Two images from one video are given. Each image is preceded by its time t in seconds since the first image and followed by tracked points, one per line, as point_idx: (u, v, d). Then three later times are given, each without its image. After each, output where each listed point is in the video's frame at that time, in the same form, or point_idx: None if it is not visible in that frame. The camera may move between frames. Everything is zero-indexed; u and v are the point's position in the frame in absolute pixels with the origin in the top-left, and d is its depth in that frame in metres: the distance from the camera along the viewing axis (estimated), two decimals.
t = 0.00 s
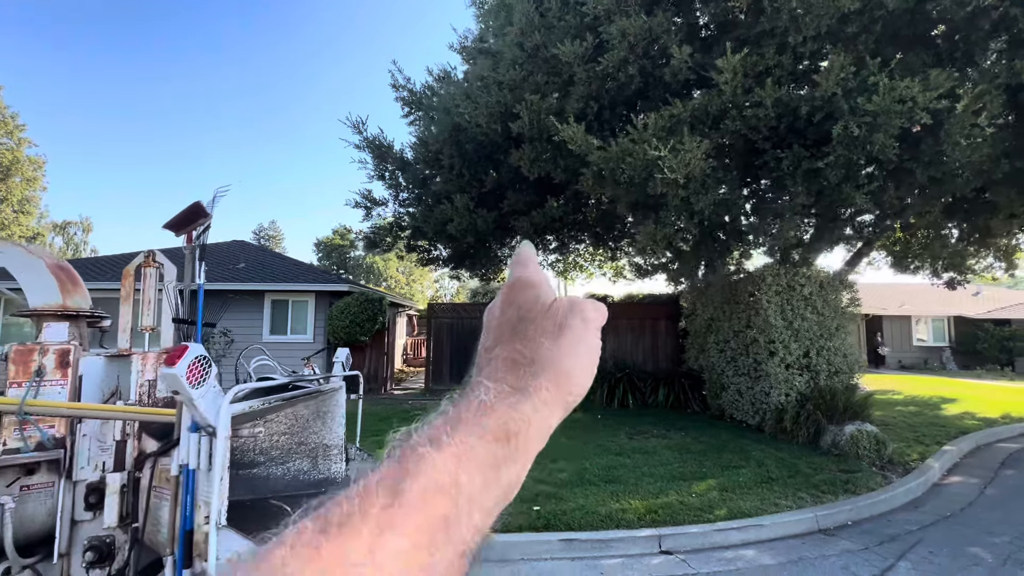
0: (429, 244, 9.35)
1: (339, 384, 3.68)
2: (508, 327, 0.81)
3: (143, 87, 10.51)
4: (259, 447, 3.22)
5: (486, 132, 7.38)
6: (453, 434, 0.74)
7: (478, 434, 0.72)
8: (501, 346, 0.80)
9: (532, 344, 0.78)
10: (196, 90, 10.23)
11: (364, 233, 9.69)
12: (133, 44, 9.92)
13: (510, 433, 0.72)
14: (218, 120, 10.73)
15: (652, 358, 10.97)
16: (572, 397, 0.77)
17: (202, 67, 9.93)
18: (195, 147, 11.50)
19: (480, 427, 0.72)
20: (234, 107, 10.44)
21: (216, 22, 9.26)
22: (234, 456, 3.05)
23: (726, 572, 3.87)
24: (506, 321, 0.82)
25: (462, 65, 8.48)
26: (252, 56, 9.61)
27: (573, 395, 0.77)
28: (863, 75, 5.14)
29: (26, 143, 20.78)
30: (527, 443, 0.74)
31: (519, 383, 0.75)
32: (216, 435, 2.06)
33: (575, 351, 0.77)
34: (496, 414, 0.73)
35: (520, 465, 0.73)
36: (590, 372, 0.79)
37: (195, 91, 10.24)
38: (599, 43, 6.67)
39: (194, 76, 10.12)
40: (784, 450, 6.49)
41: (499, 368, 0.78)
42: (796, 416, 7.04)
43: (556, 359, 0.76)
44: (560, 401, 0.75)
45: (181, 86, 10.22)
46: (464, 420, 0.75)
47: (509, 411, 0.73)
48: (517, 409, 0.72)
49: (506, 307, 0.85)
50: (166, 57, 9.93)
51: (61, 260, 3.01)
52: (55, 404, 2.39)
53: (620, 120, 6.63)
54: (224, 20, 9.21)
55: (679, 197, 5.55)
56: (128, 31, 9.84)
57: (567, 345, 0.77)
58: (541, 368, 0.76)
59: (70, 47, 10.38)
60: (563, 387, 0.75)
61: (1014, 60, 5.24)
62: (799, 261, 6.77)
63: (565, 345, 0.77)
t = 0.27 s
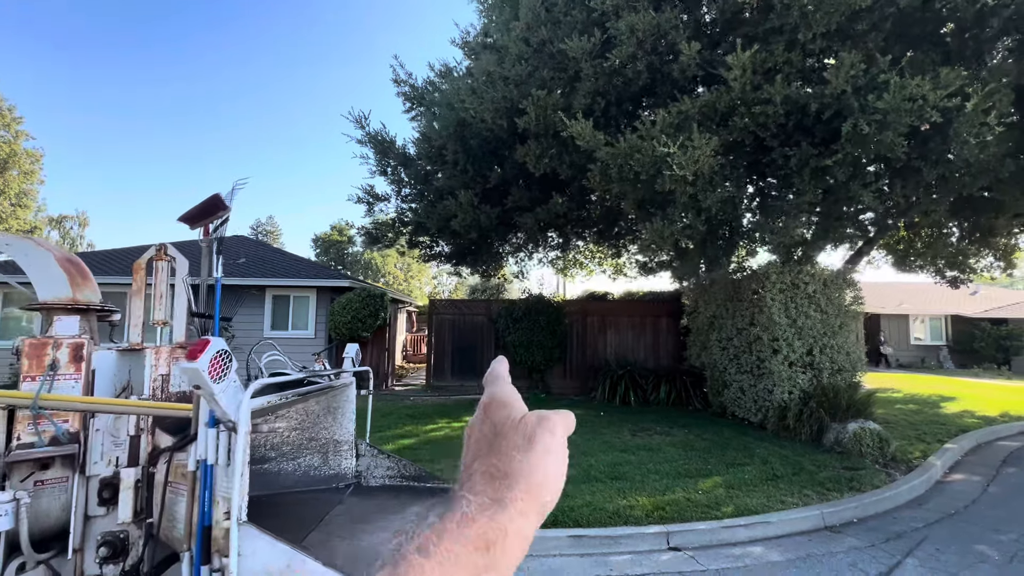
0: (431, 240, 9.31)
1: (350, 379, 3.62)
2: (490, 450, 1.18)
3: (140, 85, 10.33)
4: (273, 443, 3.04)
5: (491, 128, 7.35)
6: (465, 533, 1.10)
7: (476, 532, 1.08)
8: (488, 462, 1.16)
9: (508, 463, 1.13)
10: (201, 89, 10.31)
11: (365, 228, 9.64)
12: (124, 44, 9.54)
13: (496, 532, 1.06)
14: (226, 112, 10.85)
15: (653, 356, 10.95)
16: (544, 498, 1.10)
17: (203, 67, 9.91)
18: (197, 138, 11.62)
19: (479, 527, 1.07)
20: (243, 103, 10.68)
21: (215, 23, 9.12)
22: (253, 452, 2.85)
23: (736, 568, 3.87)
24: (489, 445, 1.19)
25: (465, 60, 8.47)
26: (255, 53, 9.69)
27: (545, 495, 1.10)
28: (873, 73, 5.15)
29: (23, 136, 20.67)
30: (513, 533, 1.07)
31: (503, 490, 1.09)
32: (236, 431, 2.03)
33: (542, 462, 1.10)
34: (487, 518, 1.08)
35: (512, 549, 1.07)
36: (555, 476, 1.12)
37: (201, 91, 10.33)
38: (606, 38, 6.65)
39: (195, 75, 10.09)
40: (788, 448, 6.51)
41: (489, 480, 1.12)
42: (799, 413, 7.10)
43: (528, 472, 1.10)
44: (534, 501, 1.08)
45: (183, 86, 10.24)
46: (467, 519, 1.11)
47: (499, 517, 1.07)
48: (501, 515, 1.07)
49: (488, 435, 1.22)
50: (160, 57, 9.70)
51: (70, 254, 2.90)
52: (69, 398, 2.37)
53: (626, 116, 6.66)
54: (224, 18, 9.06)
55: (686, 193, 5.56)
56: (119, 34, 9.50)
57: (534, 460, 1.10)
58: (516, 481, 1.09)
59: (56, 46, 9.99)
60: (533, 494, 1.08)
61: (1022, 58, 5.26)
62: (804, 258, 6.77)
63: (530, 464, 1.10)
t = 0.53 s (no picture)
0: (432, 238, 9.30)
1: (356, 375, 3.64)
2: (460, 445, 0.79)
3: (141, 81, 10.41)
4: (279, 438, 2.99)
5: (494, 125, 7.34)
6: (404, 554, 0.68)
7: (420, 553, 0.66)
8: (450, 465, 0.77)
9: (482, 459, 0.74)
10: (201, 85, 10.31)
11: (366, 226, 9.64)
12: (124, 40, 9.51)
13: (456, 546, 0.66)
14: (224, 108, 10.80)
15: (653, 354, 10.98)
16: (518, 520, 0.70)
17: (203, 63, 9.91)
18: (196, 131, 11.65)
19: (424, 549, 0.66)
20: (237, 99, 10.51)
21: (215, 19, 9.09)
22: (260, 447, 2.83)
23: (740, 565, 3.88)
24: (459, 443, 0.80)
25: (466, 58, 8.47)
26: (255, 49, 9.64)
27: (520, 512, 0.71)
28: (877, 72, 5.15)
29: (20, 132, 20.59)
30: (471, 565, 0.66)
31: (468, 496, 0.69)
32: (249, 426, 2.03)
33: (528, 467, 0.72)
34: (442, 528, 0.68)
35: None
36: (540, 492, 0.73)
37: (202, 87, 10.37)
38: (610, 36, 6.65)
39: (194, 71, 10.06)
40: (789, 446, 6.52)
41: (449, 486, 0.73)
42: (800, 411, 7.11)
43: (506, 474, 0.71)
44: (505, 518, 0.69)
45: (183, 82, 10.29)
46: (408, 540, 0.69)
47: (458, 529, 0.67)
48: (463, 524, 0.66)
49: (462, 426, 0.84)
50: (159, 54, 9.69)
51: (76, 249, 2.90)
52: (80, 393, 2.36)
53: (629, 114, 6.70)
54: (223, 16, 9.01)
55: (690, 191, 5.56)
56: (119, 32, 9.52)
57: (517, 461, 0.71)
58: (487, 483, 0.70)
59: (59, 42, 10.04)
60: (511, 506, 0.69)
61: None
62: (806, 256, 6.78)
63: (513, 460, 0.71)
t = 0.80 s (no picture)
0: (432, 238, 9.28)
1: (359, 378, 3.58)
2: (492, 381, 0.93)
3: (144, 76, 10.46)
4: (280, 441, 3.05)
5: (495, 126, 7.33)
6: (446, 472, 0.81)
7: (461, 470, 0.79)
8: (483, 399, 0.90)
9: (512, 395, 0.88)
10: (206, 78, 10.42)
11: (366, 226, 9.63)
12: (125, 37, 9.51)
13: (492, 466, 0.79)
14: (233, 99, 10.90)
15: (654, 354, 10.99)
16: (547, 446, 0.84)
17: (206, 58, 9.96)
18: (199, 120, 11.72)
19: (466, 459, 0.81)
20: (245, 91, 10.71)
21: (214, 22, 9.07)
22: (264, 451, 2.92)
23: (741, 566, 3.88)
24: (493, 379, 0.94)
25: (467, 58, 8.48)
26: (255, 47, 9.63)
27: (549, 441, 0.84)
28: (879, 74, 5.15)
29: (20, 130, 20.57)
30: (505, 481, 0.80)
31: (501, 424, 0.84)
32: (255, 429, 2.03)
33: (553, 401, 0.86)
34: (480, 450, 0.81)
35: (502, 499, 0.78)
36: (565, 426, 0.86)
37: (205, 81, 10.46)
38: (611, 37, 6.66)
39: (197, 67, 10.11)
40: (790, 447, 6.53)
41: (485, 413, 0.88)
42: (800, 413, 7.10)
43: (534, 405, 0.85)
44: (534, 443, 0.82)
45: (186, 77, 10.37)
46: (450, 459, 0.82)
47: (494, 449, 0.81)
48: (499, 448, 0.80)
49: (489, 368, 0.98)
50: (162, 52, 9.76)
51: (79, 251, 2.88)
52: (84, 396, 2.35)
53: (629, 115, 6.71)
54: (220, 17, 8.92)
55: (691, 193, 5.56)
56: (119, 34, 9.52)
57: (543, 396, 0.86)
58: (518, 414, 0.85)
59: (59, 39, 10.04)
60: (539, 434, 0.83)
61: None
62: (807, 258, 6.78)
63: (539, 396, 0.86)
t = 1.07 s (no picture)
0: (433, 240, 9.29)
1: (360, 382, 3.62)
2: (505, 226, 0.86)
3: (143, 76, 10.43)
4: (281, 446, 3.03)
5: (495, 130, 7.34)
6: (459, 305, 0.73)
7: (474, 303, 0.73)
8: (493, 243, 0.84)
9: (529, 241, 0.83)
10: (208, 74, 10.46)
11: (366, 228, 9.65)
12: (121, 36, 9.41)
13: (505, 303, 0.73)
14: (236, 95, 10.93)
15: (654, 357, 11.01)
16: (565, 294, 0.80)
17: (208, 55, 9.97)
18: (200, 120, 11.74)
19: (482, 294, 0.74)
20: (245, 87, 10.72)
21: (214, 19, 9.07)
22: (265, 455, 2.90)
23: (741, 571, 3.90)
24: (503, 225, 0.87)
25: (467, 61, 8.51)
26: (255, 45, 9.62)
27: (567, 287, 0.81)
28: (878, 79, 5.16)
29: (21, 133, 20.63)
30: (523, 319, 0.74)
31: (519, 265, 0.78)
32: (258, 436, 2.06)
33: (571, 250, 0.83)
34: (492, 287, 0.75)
35: (520, 341, 0.73)
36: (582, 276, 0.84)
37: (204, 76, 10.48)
38: (612, 41, 6.68)
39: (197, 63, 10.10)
40: (789, 451, 6.54)
41: (500, 253, 0.81)
42: (800, 416, 7.11)
43: (554, 251, 0.81)
44: (554, 287, 0.78)
45: (186, 74, 10.38)
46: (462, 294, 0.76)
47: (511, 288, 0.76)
48: (512, 286, 0.75)
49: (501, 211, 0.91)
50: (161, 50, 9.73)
51: (82, 256, 2.89)
52: (87, 403, 2.36)
53: (630, 119, 6.71)
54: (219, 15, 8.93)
55: (691, 197, 5.58)
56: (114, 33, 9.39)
57: (560, 243, 0.82)
58: (537, 256, 0.80)
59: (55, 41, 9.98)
60: (557, 276, 0.79)
61: None
62: (806, 261, 6.80)
63: (559, 244, 0.82)
